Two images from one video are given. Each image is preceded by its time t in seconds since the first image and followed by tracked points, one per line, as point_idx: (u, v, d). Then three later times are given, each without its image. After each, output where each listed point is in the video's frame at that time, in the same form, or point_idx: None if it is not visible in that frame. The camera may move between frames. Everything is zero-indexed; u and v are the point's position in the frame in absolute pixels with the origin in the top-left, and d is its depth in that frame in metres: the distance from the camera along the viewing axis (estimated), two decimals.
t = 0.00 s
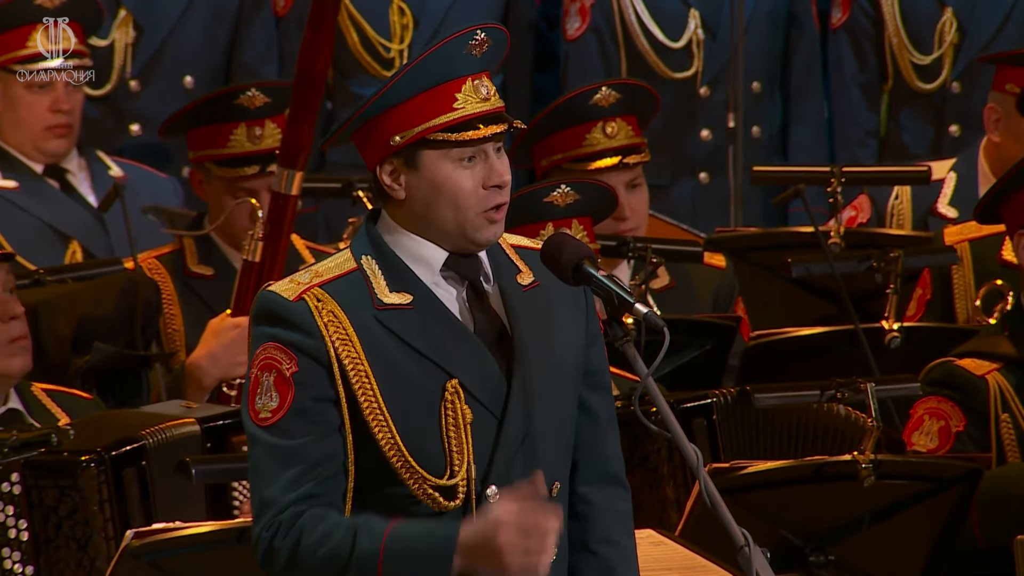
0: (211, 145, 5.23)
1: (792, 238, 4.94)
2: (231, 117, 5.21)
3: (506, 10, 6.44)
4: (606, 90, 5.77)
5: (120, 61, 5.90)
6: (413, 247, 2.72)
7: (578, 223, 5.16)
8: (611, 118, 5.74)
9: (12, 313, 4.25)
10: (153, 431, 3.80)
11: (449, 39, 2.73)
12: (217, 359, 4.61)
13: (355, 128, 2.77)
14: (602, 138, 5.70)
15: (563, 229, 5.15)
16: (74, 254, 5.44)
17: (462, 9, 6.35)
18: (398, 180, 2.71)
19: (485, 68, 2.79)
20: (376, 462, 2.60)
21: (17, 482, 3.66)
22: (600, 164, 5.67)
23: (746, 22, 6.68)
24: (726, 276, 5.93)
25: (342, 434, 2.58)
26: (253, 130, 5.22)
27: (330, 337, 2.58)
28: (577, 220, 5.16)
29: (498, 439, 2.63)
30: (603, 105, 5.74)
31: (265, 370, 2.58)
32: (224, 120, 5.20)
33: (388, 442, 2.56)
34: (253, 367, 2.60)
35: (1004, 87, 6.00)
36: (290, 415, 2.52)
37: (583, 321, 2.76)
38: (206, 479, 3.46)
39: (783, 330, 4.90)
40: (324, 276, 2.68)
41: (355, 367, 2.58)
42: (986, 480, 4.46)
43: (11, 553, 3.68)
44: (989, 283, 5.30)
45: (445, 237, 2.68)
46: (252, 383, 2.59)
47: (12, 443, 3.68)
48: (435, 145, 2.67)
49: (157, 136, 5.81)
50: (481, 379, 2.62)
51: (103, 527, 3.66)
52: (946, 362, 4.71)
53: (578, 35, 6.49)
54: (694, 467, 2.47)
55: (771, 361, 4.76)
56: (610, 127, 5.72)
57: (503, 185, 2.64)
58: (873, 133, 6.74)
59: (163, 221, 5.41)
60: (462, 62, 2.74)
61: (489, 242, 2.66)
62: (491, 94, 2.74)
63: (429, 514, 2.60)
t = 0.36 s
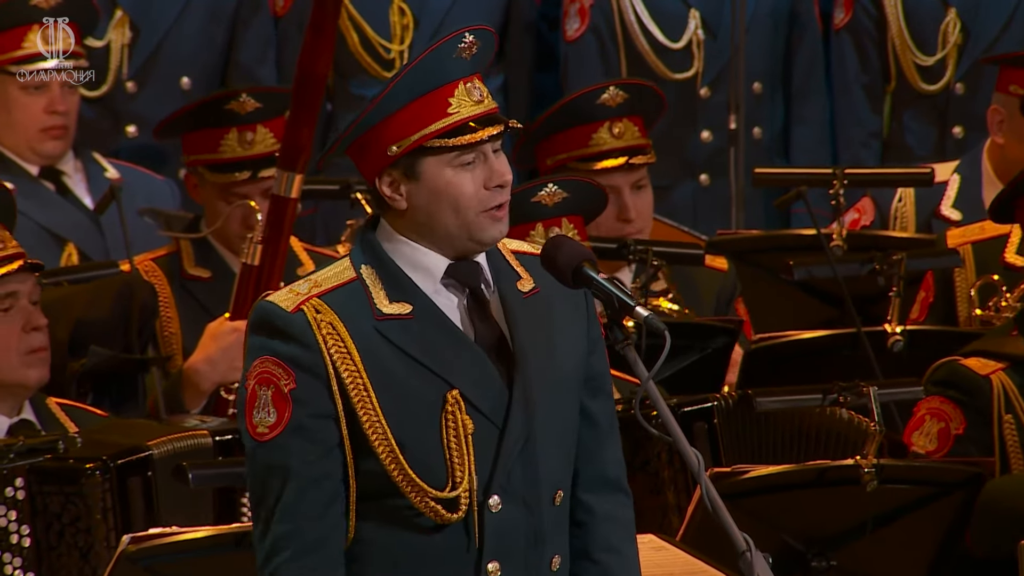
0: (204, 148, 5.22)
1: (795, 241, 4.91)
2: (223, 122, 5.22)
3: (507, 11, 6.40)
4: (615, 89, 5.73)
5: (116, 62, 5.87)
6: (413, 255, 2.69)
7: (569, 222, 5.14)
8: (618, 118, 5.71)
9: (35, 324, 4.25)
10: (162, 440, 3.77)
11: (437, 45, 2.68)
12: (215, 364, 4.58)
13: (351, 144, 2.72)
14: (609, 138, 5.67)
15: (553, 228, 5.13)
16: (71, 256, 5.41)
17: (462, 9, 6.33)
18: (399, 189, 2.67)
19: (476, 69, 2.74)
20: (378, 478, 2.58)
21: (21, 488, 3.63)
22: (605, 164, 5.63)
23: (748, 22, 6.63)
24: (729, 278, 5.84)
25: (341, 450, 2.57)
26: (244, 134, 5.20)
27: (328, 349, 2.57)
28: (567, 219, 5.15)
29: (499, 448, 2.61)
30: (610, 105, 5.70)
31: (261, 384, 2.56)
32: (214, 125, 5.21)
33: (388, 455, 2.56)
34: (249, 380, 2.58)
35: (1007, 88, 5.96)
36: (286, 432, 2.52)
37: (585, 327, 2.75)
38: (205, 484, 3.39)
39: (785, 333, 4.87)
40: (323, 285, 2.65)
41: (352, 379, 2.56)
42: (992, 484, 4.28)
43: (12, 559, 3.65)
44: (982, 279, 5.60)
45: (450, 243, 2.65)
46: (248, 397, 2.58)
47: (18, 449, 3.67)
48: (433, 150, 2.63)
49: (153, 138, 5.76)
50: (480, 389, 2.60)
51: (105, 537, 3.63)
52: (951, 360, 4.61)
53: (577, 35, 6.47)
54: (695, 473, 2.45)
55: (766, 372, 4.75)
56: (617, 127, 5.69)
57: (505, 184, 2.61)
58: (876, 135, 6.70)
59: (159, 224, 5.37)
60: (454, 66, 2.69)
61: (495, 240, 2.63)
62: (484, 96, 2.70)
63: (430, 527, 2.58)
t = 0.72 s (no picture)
0: (197, 148, 5.16)
1: (795, 243, 4.86)
2: (213, 126, 5.14)
3: (507, 11, 6.36)
4: (621, 87, 5.70)
5: (110, 62, 5.84)
6: (414, 256, 2.65)
7: (564, 225, 5.12)
8: (623, 117, 5.68)
9: (36, 327, 4.22)
10: (160, 442, 3.68)
11: (433, 42, 2.65)
12: (209, 366, 4.55)
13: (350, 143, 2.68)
14: (614, 137, 5.63)
15: (549, 231, 5.10)
16: (65, 258, 5.36)
17: (462, 9, 6.30)
18: (398, 190, 2.64)
19: (474, 67, 2.71)
20: (372, 482, 2.53)
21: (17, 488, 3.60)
22: (608, 163, 5.59)
23: (748, 21, 6.59)
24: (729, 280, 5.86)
25: (332, 452, 2.51)
26: (235, 138, 5.12)
27: (325, 350, 2.53)
28: (562, 222, 5.12)
29: (497, 451, 2.58)
30: (615, 103, 5.67)
31: (258, 383, 2.54)
32: (208, 128, 5.14)
33: (383, 457, 2.51)
34: (247, 379, 2.56)
35: (1010, 89, 5.94)
36: (279, 431, 2.48)
37: (588, 332, 2.71)
38: (199, 488, 3.31)
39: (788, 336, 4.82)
40: (322, 286, 2.62)
41: (349, 380, 2.52)
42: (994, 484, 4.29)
43: (7, 561, 3.63)
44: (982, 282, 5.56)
45: (450, 244, 2.61)
46: (245, 395, 2.55)
47: (14, 450, 3.62)
48: (431, 150, 2.59)
49: (147, 139, 5.73)
50: (479, 391, 2.57)
51: (102, 538, 3.61)
52: (960, 357, 4.51)
53: (575, 35, 6.42)
54: (694, 477, 2.41)
55: (767, 374, 4.67)
56: (622, 126, 5.65)
57: (504, 188, 2.56)
58: (878, 136, 6.67)
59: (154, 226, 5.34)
60: (451, 64, 2.66)
61: (492, 247, 2.59)
62: (483, 94, 2.65)
63: (426, 532, 2.54)
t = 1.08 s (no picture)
0: (189, 147, 5.13)
1: (796, 243, 4.83)
2: (204, 126, 5.11)
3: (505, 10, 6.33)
4: (622, 88, 5.65)
5: (105, 61, 5.79)
6: (416, 254, 2.63)
7: (573, 227, 5.07)
8: (624, 118, 5.65)
9: (29, 330, 4.20)
10: (154, 441, 3.69)
11: (438, 38, 2.63)
12: (202, 367, 4.52)
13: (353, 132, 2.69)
14: (614, 138, 5.61)
15: (557, 231, 5.07)
16: (60, 258, 5.36)
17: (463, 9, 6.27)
18: (397, 184, 2.63)
19: (482, 66, 2.68)
20: (373, 482, 2.51)
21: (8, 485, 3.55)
22: (611, 164, 5.57)
23: (748, 20, 6.56)
24: (728, 281, 5.84)
25: (336, 451, 2.50)
26: (224, 138, 5.09)
27: (325, 349, 2.51)
28: (572, 223, 5.07)
29: (497, 452, 2.54)
30: (617, 104, 5.63)
31: (259, 382, 2.52)
32: (198, 126, 5.12)
33: (383, 458, 2.48)
34: (248, 378, 2.54)
35: (1012, 88, 5.91)
36: (280, 430, 2.47)
37: (591, 335, 2.68)
38: (195, 490, 3.28)
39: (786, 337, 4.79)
40: (322, 284, 2.61)
41: (349, 379, 2.50)
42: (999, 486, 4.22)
43: None
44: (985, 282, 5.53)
45: (448, 240, 2.58)
46: (247, 395, 2.54)
47: (6, 448, 3.64)
48: (429, 146, 2.57)
49: (142, 139, 5.70)
50: (480, 392, 2.53)
51: (93, 536, 3.56)
52: (963, 357, 4.47)
53: (573, 34, 6.36)
54: (694, 479, 2.38)
55: (768, 375, 4.64)
56: (623, 126, 5.64)
57: (502, 184, 2.52)
58: (879, 135, 6.64)
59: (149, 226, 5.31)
60: (456, 61, 2.64)
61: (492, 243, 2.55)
62: (488, 92, 2.63)
63: (425, 533, 2.51)
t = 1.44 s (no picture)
0: (182, 145, 5.09)
1: (799, 244, 4.81)
2: (195, 122, 5.09)
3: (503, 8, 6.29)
4: (623, 88, 5.62)
5: (99, 60, 5.74)
6: (425, 251, 2.58)
7: (591, 231, 4.96)
8: (626, 118, 5.61)
9: (28, 340, 4.03)
10: (148, 442, 3.67)
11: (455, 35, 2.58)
12: (196, 368, 4.49)
13: (369, 113, 2.67)
14: (615, 138, 5.56)
15: (574, 235, 4.95)
16: (54, 258, 5.31)
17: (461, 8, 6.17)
18: (401, 175, 2.60)
19: (504, 70, 2.62)
20: (376, 478, 2.47)
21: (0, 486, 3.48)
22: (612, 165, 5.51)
23: (748, 18, 6.52)
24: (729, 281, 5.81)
25: (338, 444, 2.45)
26: (217, 134, 5.07)
27: (333, 341, 2.47)
28: (590, 228, 4.97)
29: (502, 454, 2.51)
30: (619, 104, 5.59)
31: (263, 371, 2.47)
32: (191, 124, 5.09)
33: (387, 454, 2.44)
34: (251, 367, 2.49)
35: (1016, 87, 5.86)
36: (284, 421, 2.42)
37: (600, 344, 2.66)
38: (190, 493, 3.23)
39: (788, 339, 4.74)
40: (333, 276, 2.57)
41: (356, 374, 2.46)
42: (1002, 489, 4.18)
43: None
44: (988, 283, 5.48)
45: (444, 241, 2.54)
46: (250, 384, 2.48)
47: None
48: (432, 141, 2.54)
49: (136, 138, 5.66)
50: (487, 393, 2.50)
51: (86, 536, 3.49)
52: (965, 362, 4.40)
53: (572, 32, 6.34)
54: (694, 481, 2.34)
55: (767, 377, 4.59)
56: (625, 126, 5.59)
57: (498, 193, 2.47)
58: (881, 135, 6.61)
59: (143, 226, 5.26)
60: (472, 61, 2.58)
61: (484, 255, 2.52)
62: (502, 96, 2.57)
63: (427, 532, 2.47)
